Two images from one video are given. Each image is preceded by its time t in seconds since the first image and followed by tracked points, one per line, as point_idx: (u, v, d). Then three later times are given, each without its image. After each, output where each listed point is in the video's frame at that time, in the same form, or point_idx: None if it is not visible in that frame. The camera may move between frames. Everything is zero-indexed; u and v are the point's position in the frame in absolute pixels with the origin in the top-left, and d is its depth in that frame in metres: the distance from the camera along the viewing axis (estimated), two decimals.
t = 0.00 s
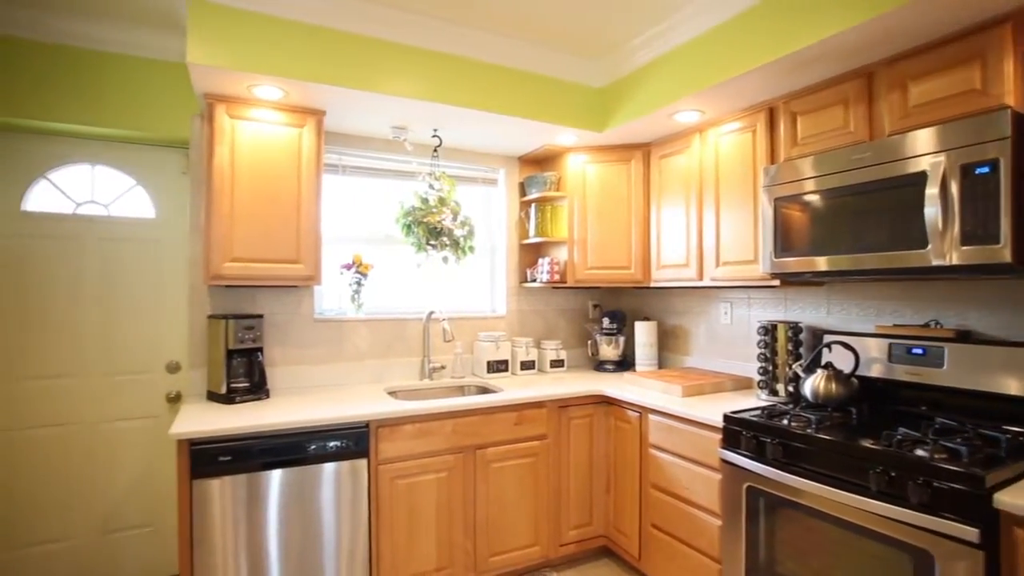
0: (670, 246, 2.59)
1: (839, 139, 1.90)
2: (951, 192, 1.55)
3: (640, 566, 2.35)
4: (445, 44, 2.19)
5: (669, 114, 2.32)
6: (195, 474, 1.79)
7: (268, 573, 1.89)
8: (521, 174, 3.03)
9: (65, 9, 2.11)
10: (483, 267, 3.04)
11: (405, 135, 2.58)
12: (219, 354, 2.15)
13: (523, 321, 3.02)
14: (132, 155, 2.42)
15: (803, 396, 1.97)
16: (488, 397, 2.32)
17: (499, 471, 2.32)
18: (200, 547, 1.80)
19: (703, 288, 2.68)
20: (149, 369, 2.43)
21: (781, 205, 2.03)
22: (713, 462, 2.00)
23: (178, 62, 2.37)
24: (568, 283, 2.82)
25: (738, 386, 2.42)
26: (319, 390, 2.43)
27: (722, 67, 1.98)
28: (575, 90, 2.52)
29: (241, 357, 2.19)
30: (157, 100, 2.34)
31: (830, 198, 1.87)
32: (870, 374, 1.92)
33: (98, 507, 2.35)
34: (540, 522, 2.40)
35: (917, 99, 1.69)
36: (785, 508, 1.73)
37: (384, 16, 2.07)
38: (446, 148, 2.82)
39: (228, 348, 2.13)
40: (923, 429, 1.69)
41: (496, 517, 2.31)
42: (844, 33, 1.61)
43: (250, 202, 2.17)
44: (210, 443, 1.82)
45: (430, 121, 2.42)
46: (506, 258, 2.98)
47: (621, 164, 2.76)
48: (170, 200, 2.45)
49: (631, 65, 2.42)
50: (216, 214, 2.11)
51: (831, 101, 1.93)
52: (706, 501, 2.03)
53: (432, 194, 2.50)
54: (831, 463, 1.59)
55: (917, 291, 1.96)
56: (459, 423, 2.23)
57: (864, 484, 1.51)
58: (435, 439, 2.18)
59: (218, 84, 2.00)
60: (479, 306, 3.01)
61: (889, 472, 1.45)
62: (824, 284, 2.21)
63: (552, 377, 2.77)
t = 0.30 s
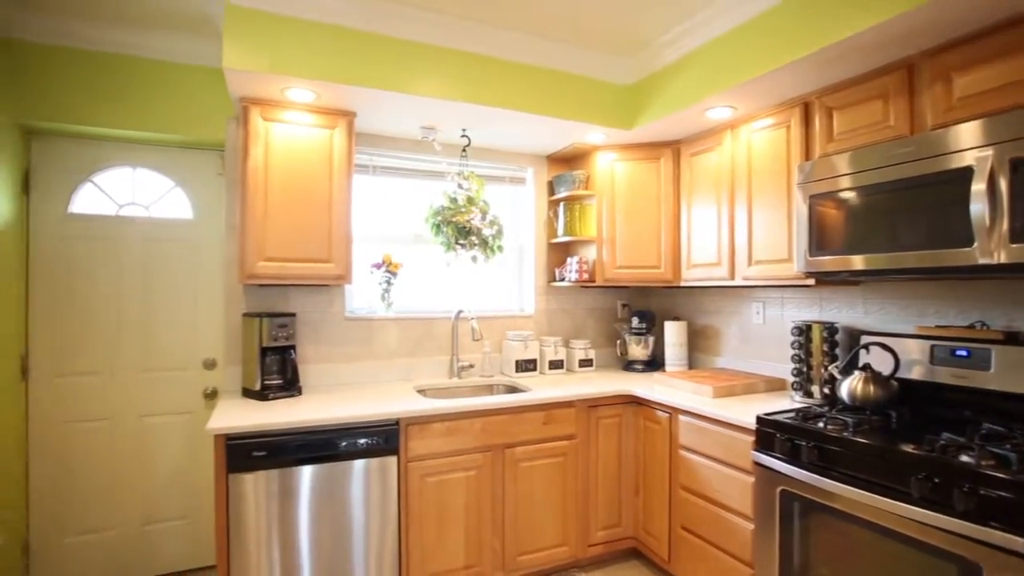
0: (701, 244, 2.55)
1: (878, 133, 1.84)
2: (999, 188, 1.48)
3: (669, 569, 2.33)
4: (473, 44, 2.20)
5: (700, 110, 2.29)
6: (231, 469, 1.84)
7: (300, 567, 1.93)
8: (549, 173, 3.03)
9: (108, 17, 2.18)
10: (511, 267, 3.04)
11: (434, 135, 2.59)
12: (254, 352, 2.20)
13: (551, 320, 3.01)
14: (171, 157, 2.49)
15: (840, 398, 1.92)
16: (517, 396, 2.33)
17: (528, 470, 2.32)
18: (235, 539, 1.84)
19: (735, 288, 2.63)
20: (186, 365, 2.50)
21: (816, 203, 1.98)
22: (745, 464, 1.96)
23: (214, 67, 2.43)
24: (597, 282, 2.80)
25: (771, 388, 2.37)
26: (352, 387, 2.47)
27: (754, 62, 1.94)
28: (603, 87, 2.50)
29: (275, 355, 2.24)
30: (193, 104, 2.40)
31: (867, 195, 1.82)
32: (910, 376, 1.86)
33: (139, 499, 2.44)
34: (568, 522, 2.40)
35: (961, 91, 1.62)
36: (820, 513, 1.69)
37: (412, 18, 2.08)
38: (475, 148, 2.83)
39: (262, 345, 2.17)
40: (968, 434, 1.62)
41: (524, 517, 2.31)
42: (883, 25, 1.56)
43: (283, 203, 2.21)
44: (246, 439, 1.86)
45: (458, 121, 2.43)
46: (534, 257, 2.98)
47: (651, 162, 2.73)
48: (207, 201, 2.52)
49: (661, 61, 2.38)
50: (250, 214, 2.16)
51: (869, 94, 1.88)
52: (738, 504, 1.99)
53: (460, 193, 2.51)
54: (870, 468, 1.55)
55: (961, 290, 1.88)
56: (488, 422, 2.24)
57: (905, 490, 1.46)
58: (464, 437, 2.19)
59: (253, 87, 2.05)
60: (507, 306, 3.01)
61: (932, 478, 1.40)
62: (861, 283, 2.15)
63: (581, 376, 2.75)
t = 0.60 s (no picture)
0: (734, 243, 2.51)
1: (923, 127, 1.77)
2: None
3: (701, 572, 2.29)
4: (502, 43, 2.20)
5: (733, 106, 2.24)
6: (268, 463, 1.89)
7: (333, 560, 1.96)
8: (579, 172, 3.01)
9: (151, 26, 2.26)
10: (541, 266, 3.03)
11: (464, 135, 2.61)
12: (289, 350, 2.25)
13: (581, 320, 3.00)
14: (210, 160, 2.56)
15: (881, 401, 1.86)
16: (546, 395, 2.32)
17: (557, 469, 2.31)
18: (272, 532, 1.89)
19: (770, 287, 2.57)
20: (225, 362, 2.58)
21: (855, 200, 1.92)
22: (781, 468, 1.91)
23: (251, 72, 2.49)
24: (627, 281, 2.78)
25: (807, 390, 2.31)
26: (384, 385, 2.50)
27: (789, 56, 1.89)
28: (633, 85, 2.47)
29: (309, 352, 2.29)
30: (231, 108, 2.46)
31: (910, 191, 1.75)
32: (957, 380, 1.78)
33: (181, 490, 2.52)
34: (597, 522, 2.38)
35: (1015, 80, 1.54)
36: (860, 519, 1.64)
37: (441, 19, 2.09)
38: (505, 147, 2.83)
39: (297, 343, 2.22)
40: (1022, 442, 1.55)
41: (554, 516, 2.31)
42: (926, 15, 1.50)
43: (316, 204, 2.26)
44: (281, 434, 1.91)
45: (488, 121, 2.43)
46: (564, 256, 2.97)
47: (682, 160, 2.69)
48: (244, 203, 2.59)
49: (693, 57, 2.35)
50: (286, 215, 2.21)
51: (913, 86, 1.80)
52: (773, 509, 1.95)
53: (490, 193, 2.52)
54: (913, 474, 1.49)
55: (1013, 290, 1.79)
56: (517, 420, 2.24)
57: (952, 498, 1.40)
58: (494, 436, 2.20)
59: (287, 90, 2.09)
60: (537, 304, 3.01)
61: (982, 486, 1.34)
62: (904, 283, 2.08)
63: (611, 376, 2.73)
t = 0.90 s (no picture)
0: (770, 241, 2.45)
1: (970, 119, 1.69)
2: None
3: None
4: (533, 42, 2.19)
5: (769, 101, 2.19)
6: (304, 459, 1.93)
7: (367, 555, 2.00)
8: (610, 170, 2.98)
9: (192, 33, 2.33)
10: (571, 265, 3.02)
11: (495, 135, 2.63)
12: (324, 348, 2.29)
13: (611, 319, 2.98)
14: (247, 163, 2.63)
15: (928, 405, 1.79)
16: (577, 395, 2.31)
17: (588, 469, 2.30)
18: (307, 526, 1.94)
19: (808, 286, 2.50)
20: (263, 359, 2.65)
21: (899, 196, 1.85)
22: (820, 472, 1.86)
23: (287, 77, 2.55)
24: (659, 280, 2.74)
25: (847, 393, 2.24)
26: (415, 383, 2.54)
27: (829, 48, 1.84)
28: (665, 81, 2.44)
29: (343, 350, 2.33)
30: (268, 112, 2.53)
31: (957, 186, 1.68)
32: (1011, 384, 1.70)
33: (222, 482, 2.60)
34: (629, 523, 2.36)
35: None
36: (904, 526, 1.58)
37: (472, 19, 2.10)
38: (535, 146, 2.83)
39: (331, 341, 2.26)
40: None
41: (585, 516, 2.30)
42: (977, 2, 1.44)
43: (350, 204, 2.30)
44: (317, 430, 1.95)
45: (518, 120, 2.44)
46: (595, 255, 2.95)
47: (716, 156, 2.64)
48: (281, 204, 2.65)
49: (727, 52, 2.30)
50: (321, 215, 2.25)
51: (963, 76, 1.72)
52: (812, 514, 1.89)
53: (521, 192, 2.52)
54: (962, 481, 1.43)
55: None
56: (548, 420, 2.24)
57: (1004, 507, 1.34)
58: (524, 435, 2.20)
59: (322, 93, 2.14)
60: (568, 304, 3.00)
61: None
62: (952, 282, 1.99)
63: (642, 376, 2.71)
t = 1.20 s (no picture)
0: (809, 239, 2.38)
1: (1021, 111, 1.60)
2: None
3: None
4: (565, 40, 2.18)
5: (808, 95, 2.13)
6: (339, 455, 1.97)
7: (401, 550, 2.03)
8: (643, 168, 2.95)
9: (232, 40, 2.40)
10: (602, 264, 3.00)
11: (526, 134, 2.63)
12: (359, 346, 2.33)
13: (643, 319, 2.94)
14: (284, 165, 2.70)
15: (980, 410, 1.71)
16: (609, 395, 2.30)
17: (621, 470, 2.28)
18: (342, 521, 1.98)
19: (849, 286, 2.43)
20: (299, 357, 2.71)
21: (948, 191, 1.78)
22: (863, 478, 1.80)
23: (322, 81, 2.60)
24: (693, 279, 2.69)
25: (890, 396, 2.17)
26: (447, 381, 2.56)
27: (871, 40, 1.77)
28: (699, 77, 2.40)
29: (377, 348, 2.37)
30: (303, 115, 2.58)
31: (1010, 180, 1.60)
32: None
33: (260, 476, 2.67)
34: (662, 525, 2.34)
35: None
36: (953, 535, 1.52)
37: (502, 19, 2.10)
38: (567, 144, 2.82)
39: (365, 340, 2.30)
40: None
41: (617, 517, 2.28)
42: None
43: (383, 204, 2.33)
44: (352, 427, 1.99)
45: (549, 118, 2.43)
46: (627, 254, 2.92)
47: (753, 153, 2.59)
48: (316, 205, 2.71)
49: (763, 46, 2.24)
50: (356, 215, 2.29)
51: (1017, 64, 1.62)
52: (854, 521, 1.84)
53: (553, 190, 2.51)
54: (1015, 489, 1.36)
55: None
56: (580, 420, 2.23)
57: None
58: (556, 435, 2.20)
59: (356, 95, 2.17)
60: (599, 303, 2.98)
61: None
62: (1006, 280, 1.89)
63: (675, 377, 2.67)
